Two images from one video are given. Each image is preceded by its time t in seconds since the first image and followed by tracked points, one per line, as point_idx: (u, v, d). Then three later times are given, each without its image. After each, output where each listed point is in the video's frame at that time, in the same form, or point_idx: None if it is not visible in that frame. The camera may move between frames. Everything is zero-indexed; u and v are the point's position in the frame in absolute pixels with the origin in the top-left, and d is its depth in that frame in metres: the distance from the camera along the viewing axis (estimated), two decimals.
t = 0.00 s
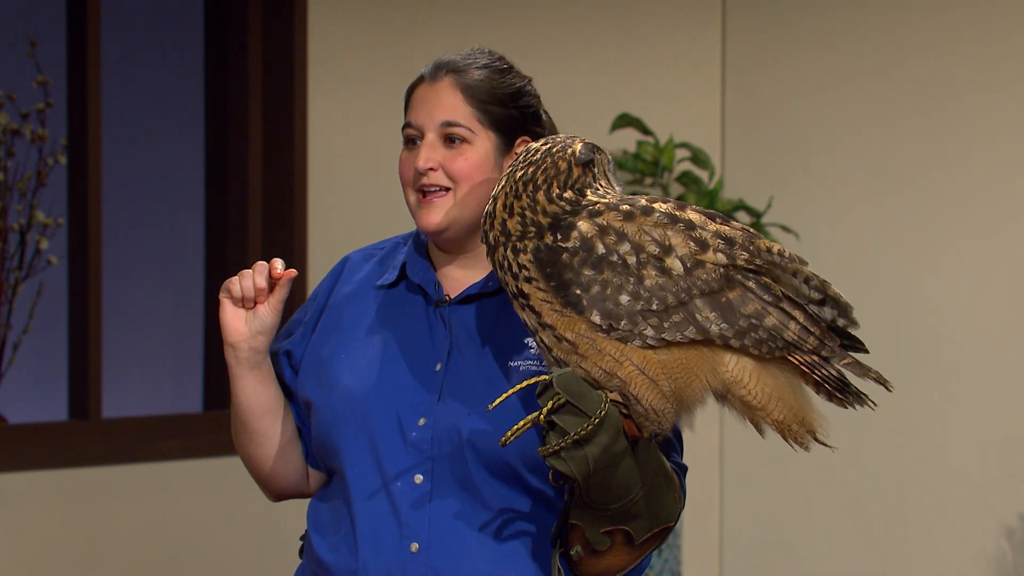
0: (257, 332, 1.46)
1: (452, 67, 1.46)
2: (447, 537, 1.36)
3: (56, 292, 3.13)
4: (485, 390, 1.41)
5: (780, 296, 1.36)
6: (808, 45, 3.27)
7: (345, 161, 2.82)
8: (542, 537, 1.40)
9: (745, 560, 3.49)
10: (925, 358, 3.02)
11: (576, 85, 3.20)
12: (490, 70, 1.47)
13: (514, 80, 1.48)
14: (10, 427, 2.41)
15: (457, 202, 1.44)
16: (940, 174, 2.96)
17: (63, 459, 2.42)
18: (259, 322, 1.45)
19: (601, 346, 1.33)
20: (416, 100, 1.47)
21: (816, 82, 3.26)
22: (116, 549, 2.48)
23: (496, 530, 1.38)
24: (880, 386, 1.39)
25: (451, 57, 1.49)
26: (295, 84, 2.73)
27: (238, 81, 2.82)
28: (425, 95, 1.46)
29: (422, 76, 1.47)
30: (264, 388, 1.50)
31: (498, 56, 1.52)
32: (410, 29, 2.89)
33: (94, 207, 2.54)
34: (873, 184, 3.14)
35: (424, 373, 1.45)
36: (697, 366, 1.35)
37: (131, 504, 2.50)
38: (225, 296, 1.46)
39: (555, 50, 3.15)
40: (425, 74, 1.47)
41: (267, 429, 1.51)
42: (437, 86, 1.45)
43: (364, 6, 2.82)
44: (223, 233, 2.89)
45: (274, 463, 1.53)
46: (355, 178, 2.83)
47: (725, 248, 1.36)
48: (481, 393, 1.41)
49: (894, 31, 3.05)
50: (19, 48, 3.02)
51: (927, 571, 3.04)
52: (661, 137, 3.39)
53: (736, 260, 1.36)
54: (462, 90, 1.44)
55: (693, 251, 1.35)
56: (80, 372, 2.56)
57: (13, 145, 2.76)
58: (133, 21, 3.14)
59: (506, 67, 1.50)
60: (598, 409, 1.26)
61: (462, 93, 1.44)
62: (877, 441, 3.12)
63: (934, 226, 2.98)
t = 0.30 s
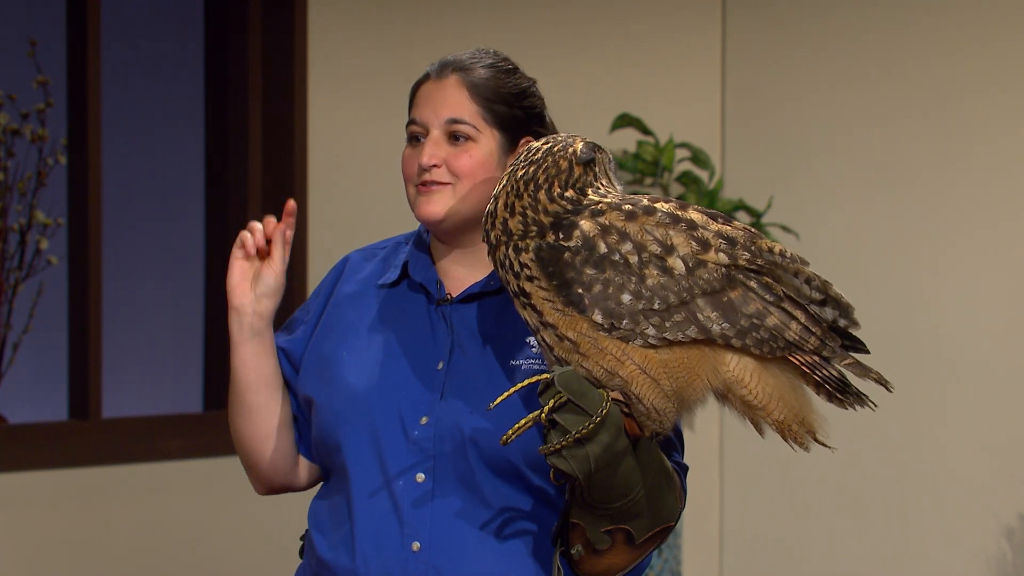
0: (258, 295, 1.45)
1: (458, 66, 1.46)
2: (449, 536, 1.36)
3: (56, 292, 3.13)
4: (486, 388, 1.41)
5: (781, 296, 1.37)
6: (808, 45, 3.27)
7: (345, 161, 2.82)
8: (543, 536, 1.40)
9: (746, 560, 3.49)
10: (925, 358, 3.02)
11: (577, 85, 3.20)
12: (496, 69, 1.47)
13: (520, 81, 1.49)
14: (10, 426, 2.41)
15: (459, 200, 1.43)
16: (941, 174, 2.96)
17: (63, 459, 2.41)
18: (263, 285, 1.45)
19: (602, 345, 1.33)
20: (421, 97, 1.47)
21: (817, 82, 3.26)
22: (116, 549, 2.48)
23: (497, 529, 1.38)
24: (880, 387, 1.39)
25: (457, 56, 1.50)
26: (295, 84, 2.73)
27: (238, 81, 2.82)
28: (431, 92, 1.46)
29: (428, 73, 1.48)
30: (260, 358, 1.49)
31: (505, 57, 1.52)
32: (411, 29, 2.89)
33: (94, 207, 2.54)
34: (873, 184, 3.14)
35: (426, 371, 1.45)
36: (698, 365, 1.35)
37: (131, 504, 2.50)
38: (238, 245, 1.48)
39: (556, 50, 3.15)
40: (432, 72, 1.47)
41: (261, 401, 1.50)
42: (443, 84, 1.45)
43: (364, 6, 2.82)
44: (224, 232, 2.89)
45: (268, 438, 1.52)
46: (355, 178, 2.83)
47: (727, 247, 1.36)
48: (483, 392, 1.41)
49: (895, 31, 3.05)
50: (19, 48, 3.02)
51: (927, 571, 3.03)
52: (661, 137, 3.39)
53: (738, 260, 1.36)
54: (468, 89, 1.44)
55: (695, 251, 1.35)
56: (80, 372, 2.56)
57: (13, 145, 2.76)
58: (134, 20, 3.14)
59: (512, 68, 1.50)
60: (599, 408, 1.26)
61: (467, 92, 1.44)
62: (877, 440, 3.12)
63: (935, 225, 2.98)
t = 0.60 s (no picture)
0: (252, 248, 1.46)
1: (456, 64, 1.46)
2: (449, 536, 1.36)
3: (56, 291, 3.12)
4: (486, 388, 1.41)
5: (783, 294, 1.37)
6: (807, 46, 3.27)
7: (345, 161, 2.82)
8: (544, 536, 1.40)
9: (746, 561, 3.49)
10: (925, 357, 3.02)
11: (577, 84, 3.20)
12: (494, 68, 1.47)
13: (517, 80, 1.49)
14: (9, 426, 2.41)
15: (459, 198, 1.44)
16: (941, 174, 2.96)
17: (64, 459, 2.41)
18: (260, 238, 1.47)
19: (604, 341, 1.33)
20: (420, 96, 1.47)
21: (817, 82, 3.26)
22: (116, 549, 2.47)
23: (499, 527, 1.38)
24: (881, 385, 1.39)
25: (455, 55, 1.50)
26: (295, 83, 2.73)
27: (238, 81, 2.81)
28: (430, 90, 1.46)
29: (427, 72, 1.48)
30: (239, 308, 1.48)
31: (502, 55, 1.52)
32: (411, 29, 2.89)
33: (94, 207, 2.54)
34: (873, 184, 3.14)
35: (425, 370, 1.45)
36: (700, 362, 1.35)
37: (131, 504, 2.50)
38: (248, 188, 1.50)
39: (556, 50, 3.15)
40: (430, 70, 1.47)
41: (225, 352, 1.49)
42: (441, 82, 1.45)
43: (365, 6, 2.82)
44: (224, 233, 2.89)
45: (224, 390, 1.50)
46: (355, 177, 2.83)
47: (728, 245, 1.36)
48: (483, 391, 1.41)
49: (895, 31, 3.05)
50: (19, 48, 3.02)
51: (927, 571, 3.03)
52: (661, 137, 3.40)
53: (740, 257, 1.36)
54: (467, 87, 1.44)
55: (697, 248, 1.35)
56: (81, 371, 2.56)
57: (13, 145, 2.75)
58: (134, 20, 3.14)
59: (510, 67, 1.50)
60: (602, 404, 1.27)
61: (467, 90, 1.44)
62: (877, 440, 3.12)
63: (934, 225, 2.99)
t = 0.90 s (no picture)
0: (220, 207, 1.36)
1: (441, 64, 1.47)
2: (449, 535, 1.36)
3: (56, 292, 3.12)
4: (486, 387, 1.41)
5: (786, 293, 1.37)
6: (808, 46, 3.28)
7: (345, 160, 2.82)
8: (545, 535, 1.40)
9: (746, 561, 3.49)
10: (925, 357, 3.02)
11: (577, 84, 3.20)
12: (479, 67, 1.48)
13: (504, 77, 1.50)
14: (9, 427, 2.40)
15: (449, 194, 1.43)
16: (940, 174, 2.96)
17: (65, 459, 2.39)
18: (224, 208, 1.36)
19: (608, 339, 1.33)
20: (407, 97, 1.48)
21: (817, 82, 3.26)
22: (116, 549, 2.47)
23: (500, 526, 1.38)
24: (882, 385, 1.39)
25: (440, 57, 1.51)
26: (295, 81, 2.72)
27: (239, 81, 2.81)
28: (416, 92, 1.47)
29: (414, 74, 1.49)
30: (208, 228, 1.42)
31: (488, 56, 1.53)
32: (411, 29, 2.89)
33: (94, 207, 2.53)
34: (873, 184, 3.14)
35: (424, 369, 1.45)
36: (703, 361, 1.35)
37: (131, 504, 2.49)
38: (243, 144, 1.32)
39: (557, 50, 3.16)
40: (415, 72, 1.48)
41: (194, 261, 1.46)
42: (427, 83, 1.46)
43: (365, 6, 2.82)
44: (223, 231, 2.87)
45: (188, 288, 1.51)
46: (354, 177, 2.83)
47: (731, 243, 1.36)
48: (483, 390, 1.41)
49: (894, 31, 3.05)
50: (19, 48, 3.02)
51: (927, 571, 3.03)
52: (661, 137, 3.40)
53: (743, 256, 1.36)
54: (453, 86, 1.45)
55: (700, 246, 1.35)
56: (81, 372, 2.56)
57: (13, 145, 2.75)
58: (134, 20, 3.15)
59: (496, 66, 1.51)
60: (604, 400, 1.26)
61: (452, 88, 1.45)
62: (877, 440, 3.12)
63: (934, 225, 2.99)
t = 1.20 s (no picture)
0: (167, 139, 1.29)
1: (453, 63, 1.47)
2: (449, 537, 1.36)
3: (55, 292, 3.13)
4: (489, 389, 1.41)
5: (785, 297, 1.37)
6: (808, 46, 3.28)
7: (346, 160, 2.82)
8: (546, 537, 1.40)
9: (746, 561, 3.49)
10: (925, 357, 3.02)
11: (578, 84, 3.20)
12: (490, 67, 1.48)
13: (514, 78, 1.50)
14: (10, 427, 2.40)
15: (457, 194, 1.43)
16: (940, 174, 2.96)
17: (63, 459, 2.39)
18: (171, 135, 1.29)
19: (607, 344, 1.33)
20: (417, 95, 1.48)
21: (817, 82, 3.26)
22: (116, 549, 2.47)
23: (502, 529, 1.38)
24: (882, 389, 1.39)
25: (452, 55, 1.50)
26: (295, 81, 2.72)
27: (238, 81, 2.81)
28: (427, 90, 1.46)
29: (425, 72, 1.48)
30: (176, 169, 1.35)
31: (499, 56, 1.53)
32: (411, 29, 2.89)
33: (94, 207, 2.53)
34: (873, 184, 3.14)
35: (426, 369, 1.44)
36: (702, 365, 1.35)
37: (131, 504, 2.49)
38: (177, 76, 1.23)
39: (557, 50, 3.15)
40: (427, 70, 1.48)
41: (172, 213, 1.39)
42: (438, 82, 1.46)
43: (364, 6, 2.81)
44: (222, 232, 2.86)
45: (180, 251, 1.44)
46: (354, 177, 2.83)
47: (731, 248, 1.36)
48: (486, 392, 1.41)
49: (894, 31, 3.05)
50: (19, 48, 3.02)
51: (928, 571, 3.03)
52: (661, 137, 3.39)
53: (743, 260, 1.36)
54: (464, 86, 1.44)
55: (700, 251, 1.35)
56: (80, 372, 2.56)
57: (14, 145, 2.75)
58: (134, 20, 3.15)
59: (507, 66, 1.51)
60: (605, 405, 1.27)
61: (463, 88, 1.44)
62: (878, 439, 3.13)
63: (934, 225, 2.99)
